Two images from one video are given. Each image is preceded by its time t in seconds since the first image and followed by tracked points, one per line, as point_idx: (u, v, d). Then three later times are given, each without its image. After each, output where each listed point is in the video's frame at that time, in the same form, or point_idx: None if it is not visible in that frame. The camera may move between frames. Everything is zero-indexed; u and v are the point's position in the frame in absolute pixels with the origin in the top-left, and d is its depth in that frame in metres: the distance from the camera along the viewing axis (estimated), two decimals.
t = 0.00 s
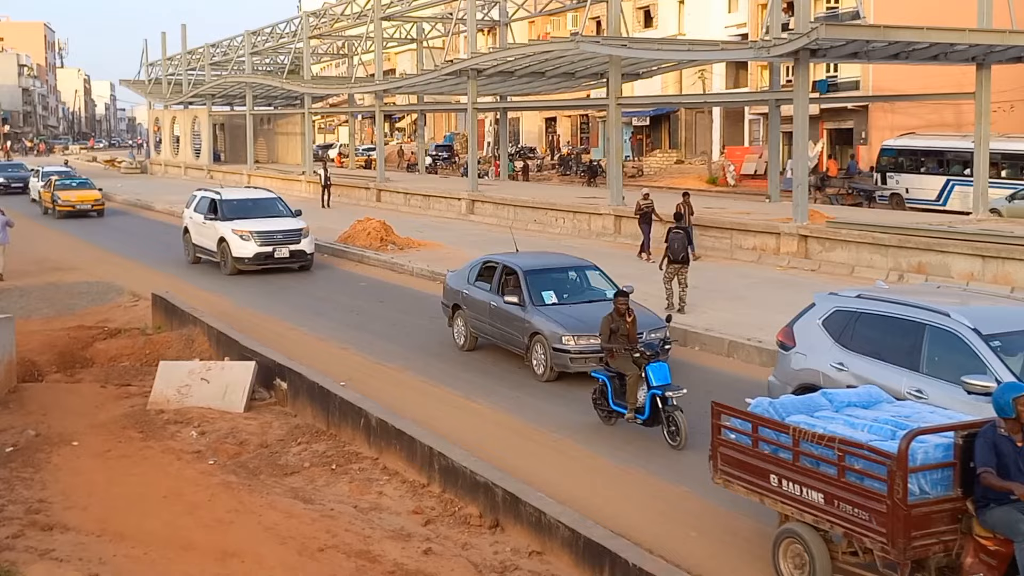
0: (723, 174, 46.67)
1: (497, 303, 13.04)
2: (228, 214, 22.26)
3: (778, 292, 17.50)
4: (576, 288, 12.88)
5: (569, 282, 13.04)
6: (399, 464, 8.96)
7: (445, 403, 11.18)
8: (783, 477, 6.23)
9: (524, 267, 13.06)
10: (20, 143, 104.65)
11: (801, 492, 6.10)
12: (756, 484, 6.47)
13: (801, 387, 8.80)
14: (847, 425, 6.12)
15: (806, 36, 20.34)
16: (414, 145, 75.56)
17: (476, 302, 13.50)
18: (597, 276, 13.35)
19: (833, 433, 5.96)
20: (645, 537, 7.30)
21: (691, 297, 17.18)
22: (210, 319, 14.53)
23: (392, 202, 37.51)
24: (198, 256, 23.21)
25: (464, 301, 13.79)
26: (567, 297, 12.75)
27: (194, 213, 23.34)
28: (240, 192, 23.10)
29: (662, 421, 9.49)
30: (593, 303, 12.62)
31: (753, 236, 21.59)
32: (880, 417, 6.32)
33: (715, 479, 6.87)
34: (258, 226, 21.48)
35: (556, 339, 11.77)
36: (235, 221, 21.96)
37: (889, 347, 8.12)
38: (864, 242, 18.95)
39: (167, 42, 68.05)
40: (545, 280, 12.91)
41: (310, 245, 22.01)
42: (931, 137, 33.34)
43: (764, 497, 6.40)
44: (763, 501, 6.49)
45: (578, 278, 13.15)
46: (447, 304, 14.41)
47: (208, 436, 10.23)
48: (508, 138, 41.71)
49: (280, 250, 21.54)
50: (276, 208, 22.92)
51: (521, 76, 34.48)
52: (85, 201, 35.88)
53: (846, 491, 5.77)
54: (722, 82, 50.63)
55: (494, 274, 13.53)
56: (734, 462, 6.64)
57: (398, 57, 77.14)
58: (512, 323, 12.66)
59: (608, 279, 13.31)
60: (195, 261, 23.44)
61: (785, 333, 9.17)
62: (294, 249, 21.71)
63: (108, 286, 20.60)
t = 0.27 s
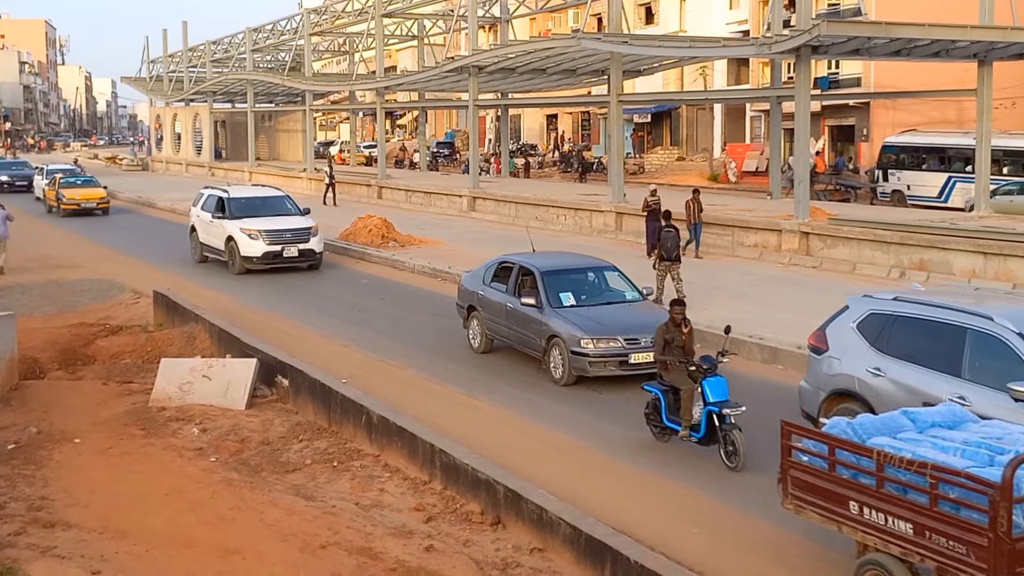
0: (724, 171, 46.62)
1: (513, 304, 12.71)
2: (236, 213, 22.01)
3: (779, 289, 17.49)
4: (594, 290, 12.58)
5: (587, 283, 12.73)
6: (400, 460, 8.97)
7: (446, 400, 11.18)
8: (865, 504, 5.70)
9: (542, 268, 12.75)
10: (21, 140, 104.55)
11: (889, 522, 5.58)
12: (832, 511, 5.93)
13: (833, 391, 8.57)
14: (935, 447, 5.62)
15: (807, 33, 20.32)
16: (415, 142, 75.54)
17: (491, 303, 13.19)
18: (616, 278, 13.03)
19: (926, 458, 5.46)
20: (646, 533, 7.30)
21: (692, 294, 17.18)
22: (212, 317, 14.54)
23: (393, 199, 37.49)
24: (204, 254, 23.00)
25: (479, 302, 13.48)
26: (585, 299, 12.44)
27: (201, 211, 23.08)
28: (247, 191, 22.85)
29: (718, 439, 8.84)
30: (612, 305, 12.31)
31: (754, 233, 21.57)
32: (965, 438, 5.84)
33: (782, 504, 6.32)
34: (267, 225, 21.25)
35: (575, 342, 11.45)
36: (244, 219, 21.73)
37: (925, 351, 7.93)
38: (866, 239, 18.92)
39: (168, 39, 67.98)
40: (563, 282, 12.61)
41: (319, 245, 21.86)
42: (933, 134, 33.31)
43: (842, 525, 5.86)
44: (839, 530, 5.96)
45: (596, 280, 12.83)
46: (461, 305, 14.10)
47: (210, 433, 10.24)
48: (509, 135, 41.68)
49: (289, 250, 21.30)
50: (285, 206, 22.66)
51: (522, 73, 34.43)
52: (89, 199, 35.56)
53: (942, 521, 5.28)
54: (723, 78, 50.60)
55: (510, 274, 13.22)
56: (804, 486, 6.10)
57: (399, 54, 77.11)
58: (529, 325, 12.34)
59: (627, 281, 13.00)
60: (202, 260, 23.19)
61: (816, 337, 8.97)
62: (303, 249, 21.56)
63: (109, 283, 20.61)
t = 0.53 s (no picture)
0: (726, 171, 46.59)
1: (531, 310, 12.38)
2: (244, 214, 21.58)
3: (781, 289, 17.47)
4: (615, 295, 12.21)
5: (607, 288, 12.36)
6: (402, 461, 8.98)
7: (448, 400, 11.18)
8: (960, 537, 5.34)
9: (560, 272, 12.42)
10: (23, 141, 104.59)
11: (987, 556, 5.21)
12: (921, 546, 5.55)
13: (871, 401, 8.36)
14: None
15: (809, 33, 20.32)
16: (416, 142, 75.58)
17: (508, 308, 12.86)
18: (637, 282, 12.65)
19: None
20: (648, 534, 7.30)
21: (694, 294, 17.18)
22: (214, 317, 14.55)
23: (394, 199, 37.50)
24: (212, 257, 22.64)
25: (496, 306, 13.16)
26: (605, 304, 12.08)
27: (209, 213, 22.68)
28: (256, 191, 22.41)
29: (780, 465, 8.09)
30: (632, 310, 11.96)
31: (756, 233, 21.56)
32: None
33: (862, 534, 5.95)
34: (276, 227, 20.85)
35: (595, 349, 11.11)
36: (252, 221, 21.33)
37: (968, 360, 7.71)
38: (868, 238, 18.91)
39: (170, 39, 68.02)
40: (582, 286, 12.25)
41: (328, 246, 21.34)
42: (934, 134, 33.32)
43: (932, 559, 5.50)
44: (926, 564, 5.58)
45: (616, 284, 12.46)
46: (477, 309, 13.78)
47: (212, 433, 10.25)
48: (511, 135, 41.70)
49: (299, 252, 20.89)
50: (294, 208, 22.23)
51: (524, 74, 34.43)
52: (95, 201, 35.06)
53: None
54: (725, 79, 50.62)
55: (528, 278, 12.88)
56: (890, 515, 5.73)
57: (401, 54, 77.17)
58: (547, 331, 12.01)
59: (648, 285, 12.64)
60: (210, 262, 22.82)
61: (850, 343, 8.72)
62: (312, 250, 21.05)
63: (110, 284, 20.62)
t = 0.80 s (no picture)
0: (727, 172, 46.60)
1: (550, 318, 11.98)
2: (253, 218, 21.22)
3: (782, 291, 17.47)
4: (636, 302, 11.80)
5: (627, 294, 11.95)
6: (403, 463, 8.98)
7: (449, 402, 11.17)
8: None
9: (579, 278, 12.03)
10: (23, 142, 104.60)
11: None
12: None
13: (909, 412, 8.05)
14: None
15: (810, 35, 20.32)
16: (417, 144, 75.69)
17: (526, 315, 12.47)
18: (658, 288, 12.24)
19: None
20: (649, 535, 7.30)
21: (696, 295, 17.19)
22: (215, 318, 14.56)
23: (395, 201, 37.55)
24: (221, 260, 22.31)
25: (513, 313, 12.78)
26: (626, 311, 11.67)
27: (217, 216, 22.33)
28: (264, 194, 22.04)
29: (850, 497, 7.40)
30: (654, 318, 11.55)
31: (757, 235, 21.57)
32: None
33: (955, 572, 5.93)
34: (285, 231, 20.49)
35: (615, 358, 10.70)
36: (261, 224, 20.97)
37: (1010, 370, 7.38)
38: (869, 240, 18.92)
39: (171, 41, 68.08)
40: (602, 293, 11.86)
41: (338, 250, 21.01)
42: (936, 136, 33.41)
43: None
44: None
45: (637, 291, 12.06)
46: (493, 316, 13.41)
47: (213, 435, 10.25)
48: (511, 137, 41.71)
49: (308, 256, 20.57)
50: (304, 210, 21.85)
51: (525, 75, 34.47)
52: (100, 203, 34.45)
53: None
54: (726, 80, 50.69)
55: (547, 284, 12.49)
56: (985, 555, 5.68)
57: (402, 56, 77.29)
58: (565, 339, 11.62)
59: (671, 292, 12.22)
60: (218, 266, 22.49)
61: (887, 353, 8.44)
62: (322, 254, 20.74)
63: (112, 286, 20.63)
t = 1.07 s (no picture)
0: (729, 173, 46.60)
1: (569, 325, 11.61)
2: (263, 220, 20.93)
3: (785, 292, 17.47)
4: (658, 309, 11.45)
5: (649, 301, 11.60)
6: (405, 464, 8.98)
7: (451, 403, 11.19)
8: None
9: (599, 284, 11.67)
10: (25, 144, 104.69)
11: None
12: None
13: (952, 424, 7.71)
14: None
15: (811, 36, 20.32)
16: (419, 145, 75.78)
17: (544, 322, 12.10)
18: (679, 294, 11.89)
19: None
20: (651, 537, 7.31)
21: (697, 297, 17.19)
22: (216, 320, 14.57)
23: (397, 202, 37.59)
24: (229, 263, 21.98)
25: (531, 319, 12.41)
26: (647, 318, 11.31)
27: (225, 219, 22.03)
28: (274, 196, 21.77)
29: (938, 531, 6.71)
30: (677, 325, 11.19)
31: (758, 236, 21.57)
32: None
33: None
34: (295, 234, 20.19)
35: (638, 367, 10.34)
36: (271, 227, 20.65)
37: None
38: (871, 241, 18.93)
39: (173, 43, 68.14)
40: (623, 300, 11.49)
41: (350, 254, 20.73)
42: (938, 137, 33.48)
43: None
44: None
45: (658, 297, 11.69)
46: (510, 322, 13.05)
47: (215, 436, 10.26)
48: (513, 138, 41.68)
49: (319, 259, 20.27)
50: (313, 213, 21.55)
51: (526, 77, 34.50)
52: (106, 206, 34.06)
53: None
54: (727, 81, 50.75)
55: (565, 290, 12.13)
56: None
57: (404, 58, 77.36)
58: (585, 347, 11.26)
59: (693, 298, 11.86)
60: (226, 269, 22.18)
61: (925, 361, 8.05)
62: (334, 258, 20.44)
63: (114, 287, 20.65)
